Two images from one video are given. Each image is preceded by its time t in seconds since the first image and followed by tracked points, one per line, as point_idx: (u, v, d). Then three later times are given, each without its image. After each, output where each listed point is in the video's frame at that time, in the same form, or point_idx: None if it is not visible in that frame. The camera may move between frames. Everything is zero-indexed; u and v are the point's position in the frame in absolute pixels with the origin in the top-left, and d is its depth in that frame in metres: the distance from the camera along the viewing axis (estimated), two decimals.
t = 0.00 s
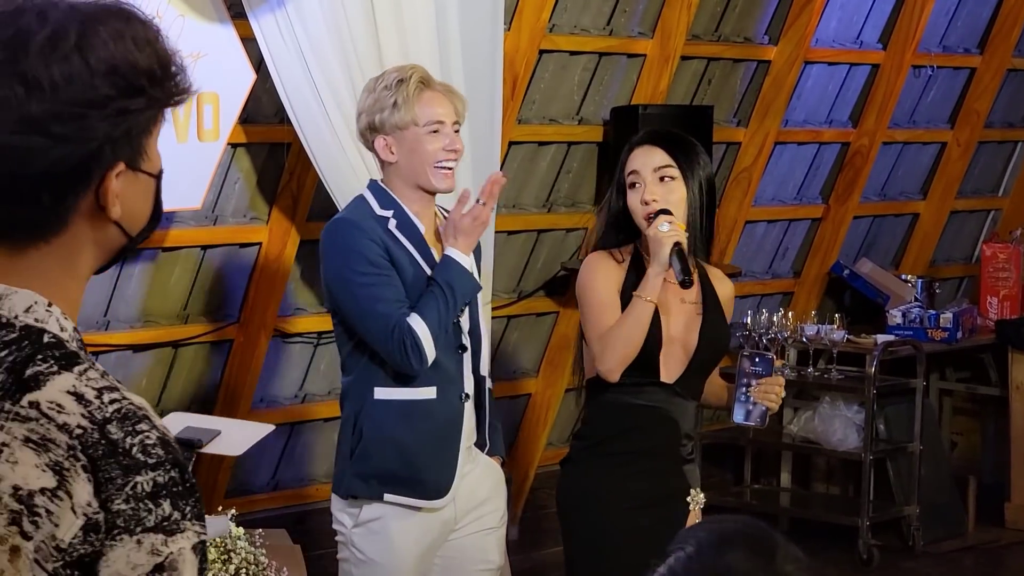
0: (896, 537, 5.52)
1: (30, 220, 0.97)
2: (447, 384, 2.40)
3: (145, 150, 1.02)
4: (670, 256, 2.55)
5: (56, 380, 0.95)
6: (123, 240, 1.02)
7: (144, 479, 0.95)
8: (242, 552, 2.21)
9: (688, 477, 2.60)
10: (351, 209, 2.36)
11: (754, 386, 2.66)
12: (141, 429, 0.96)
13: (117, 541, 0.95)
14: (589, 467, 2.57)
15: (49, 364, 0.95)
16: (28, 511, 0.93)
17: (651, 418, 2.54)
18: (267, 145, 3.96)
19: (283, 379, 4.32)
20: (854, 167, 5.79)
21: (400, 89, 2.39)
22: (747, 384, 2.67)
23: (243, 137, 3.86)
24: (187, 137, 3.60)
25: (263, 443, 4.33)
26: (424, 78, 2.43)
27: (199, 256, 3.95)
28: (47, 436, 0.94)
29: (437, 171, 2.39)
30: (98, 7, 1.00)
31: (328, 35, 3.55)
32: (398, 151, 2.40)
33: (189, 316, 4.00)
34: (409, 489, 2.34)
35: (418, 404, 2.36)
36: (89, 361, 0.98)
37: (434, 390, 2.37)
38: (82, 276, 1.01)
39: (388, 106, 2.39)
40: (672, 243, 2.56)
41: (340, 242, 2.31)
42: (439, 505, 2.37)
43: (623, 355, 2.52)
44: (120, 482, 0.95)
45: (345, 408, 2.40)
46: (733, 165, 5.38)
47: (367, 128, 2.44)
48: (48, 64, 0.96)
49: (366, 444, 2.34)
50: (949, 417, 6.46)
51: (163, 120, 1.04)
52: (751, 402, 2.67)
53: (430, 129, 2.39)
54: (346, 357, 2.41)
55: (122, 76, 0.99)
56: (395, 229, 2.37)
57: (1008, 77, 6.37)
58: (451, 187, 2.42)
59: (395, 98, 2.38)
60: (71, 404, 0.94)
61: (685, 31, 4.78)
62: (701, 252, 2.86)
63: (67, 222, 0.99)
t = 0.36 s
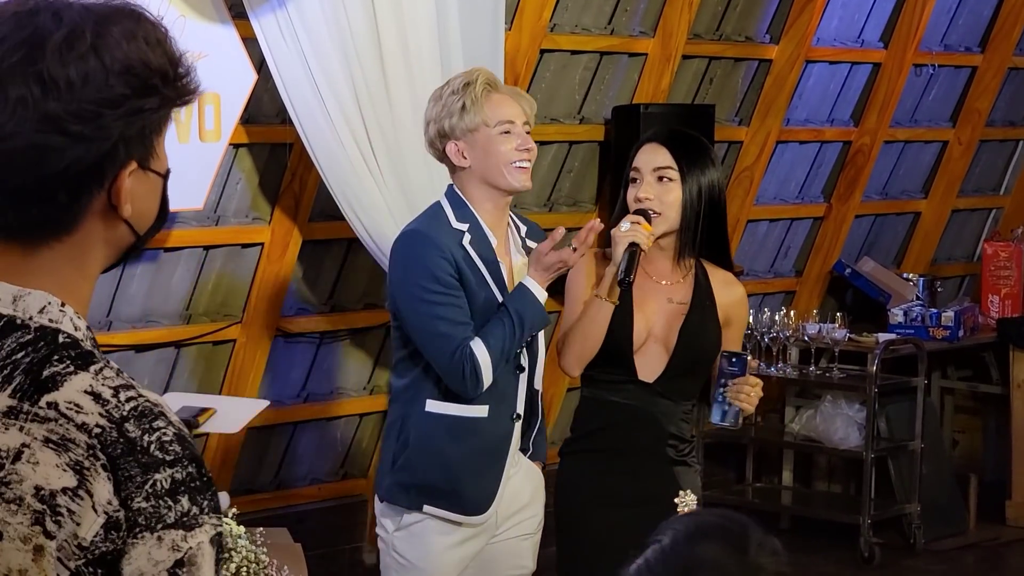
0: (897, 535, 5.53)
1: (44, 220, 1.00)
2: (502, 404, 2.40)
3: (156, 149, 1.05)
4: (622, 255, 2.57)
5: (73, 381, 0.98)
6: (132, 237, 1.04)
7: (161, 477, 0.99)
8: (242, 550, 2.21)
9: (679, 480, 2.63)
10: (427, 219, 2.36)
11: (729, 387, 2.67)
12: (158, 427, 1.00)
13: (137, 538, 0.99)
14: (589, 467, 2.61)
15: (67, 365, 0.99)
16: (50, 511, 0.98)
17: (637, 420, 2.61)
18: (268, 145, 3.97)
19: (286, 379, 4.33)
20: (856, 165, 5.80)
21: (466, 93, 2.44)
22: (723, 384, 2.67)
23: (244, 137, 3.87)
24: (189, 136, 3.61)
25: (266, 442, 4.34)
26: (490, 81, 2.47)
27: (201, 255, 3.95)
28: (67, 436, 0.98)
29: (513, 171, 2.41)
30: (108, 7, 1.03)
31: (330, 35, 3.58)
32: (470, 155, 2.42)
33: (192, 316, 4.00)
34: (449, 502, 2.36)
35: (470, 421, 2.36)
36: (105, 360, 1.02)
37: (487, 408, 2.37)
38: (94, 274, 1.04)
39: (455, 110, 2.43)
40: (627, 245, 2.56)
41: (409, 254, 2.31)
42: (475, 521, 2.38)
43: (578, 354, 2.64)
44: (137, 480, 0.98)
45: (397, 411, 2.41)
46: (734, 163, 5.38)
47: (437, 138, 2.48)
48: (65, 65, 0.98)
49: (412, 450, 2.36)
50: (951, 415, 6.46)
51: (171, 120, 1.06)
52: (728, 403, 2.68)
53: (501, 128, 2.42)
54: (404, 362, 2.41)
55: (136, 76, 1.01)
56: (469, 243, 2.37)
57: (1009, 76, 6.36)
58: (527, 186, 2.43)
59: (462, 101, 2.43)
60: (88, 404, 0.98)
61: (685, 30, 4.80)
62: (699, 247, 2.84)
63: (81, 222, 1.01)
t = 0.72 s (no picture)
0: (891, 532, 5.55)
1: (14, 209, 1.09)
2: (519, 418, 2.32)
3: (124, 143, 1.13)
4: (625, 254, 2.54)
5: (35, 369, 1.07)
6: (103, 228, 1.13)
7: (116, 465, 1.08)
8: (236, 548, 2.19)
9: (675, 475, 2.64)
10: (463, 232, 2.24)
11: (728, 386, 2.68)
12: (116, 415, 1.09)
13: (91, 525, 1.07)
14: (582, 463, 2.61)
15: (29, 354, 1.07)
16: (8, 497, 1.06)
17: (632, 415, 2.62)
18: (262, 144, 3.96)
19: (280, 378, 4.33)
20: (851, 163, 5.81)
21: (500, 105, 2.32)
22: (721, 383, 2.68)
23: (238, 136, 3.86)
24: (182, 135, 3.61)
25: (260, 441, 4.34)
26: (525, 91, 2.36)
27: (195, 254, 3.95)
28: (26, 423, 1.06)
29: (552, 182, 2.29)
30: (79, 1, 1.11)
31: (324, 31, 3.58)
32: (508, 170, 2.31)
33: (186, 314, 4.01)
34: (461, 512, 2.30)
35: (486, 435, 2.29)
36: (69, 349, 1.11)
37: (504, 422, 2.30)
38: (63, 262, 1.13)
39: (491, 124, 2.31)
40: (629, 241, 2.54)
41: (443, 269, 2.20)
42: (488, 532, 2.33)
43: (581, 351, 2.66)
44: (94, 468, 1.07)
45: (416, 412, 2.34)
46: (729, 161, 5.39)
47: (473, 153, 2.36)
48: (33, 56, 1.07)
49: (428, 455, 2.30)
50: (945, 413, 6.47)
51: (143, 111, 1.15)
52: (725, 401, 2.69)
53: (537, 140, 2.30)
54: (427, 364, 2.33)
55: (104, 68, 1.10)
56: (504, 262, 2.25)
57: (1001, 73, 6.37)
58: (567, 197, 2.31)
59: (497, 114, 2.31)
60: (49, 392, 1.07)
61: (679, 27, 4.80)
62: (698, 243, 2.84)
63: (48, 212, 1.10)
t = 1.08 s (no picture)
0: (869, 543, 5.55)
1: None
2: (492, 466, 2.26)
3: (71, 151, 1.29)
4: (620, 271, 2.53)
5: None
6: (52, 235, 1.29)
7: (62, 466, 1.24)
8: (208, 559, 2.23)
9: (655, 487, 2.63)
10: (482, 287, 2.15)
11: (712, 395, 2.69)
12: (63, 418, 1.25)
13: (36, 527, 1.23)
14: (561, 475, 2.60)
15: None
16: None
17: (616, 427, 2.61)
18: (239, 157, 3.96)
19: (257, 391, 4.32)
20: (827, 175, 5.82)
21: (545, 170, 2.26)
22: (704, 392, 2.69)
23: (214, 149, 3.86)
24: (157, 148, 3.60)
25: (234, 455, 4.33)
26: (573, 159, 2.29)
27: (171, 267, 3.94)
28: None
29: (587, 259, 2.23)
30: (28, 13, 1.27)
31: (298, 42, 3.58)
32: (544, 237, 2.25)
33: (162, 327, 3.99)
34: (410, 540, 2.26)
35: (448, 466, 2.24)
36: (18, 357, 1.27)
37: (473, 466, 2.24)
38: (14, 270, 1.28)
39: (534, 188, 2.25)
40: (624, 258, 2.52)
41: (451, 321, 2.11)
42: (439, 570, 2.28)
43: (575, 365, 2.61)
44: (40, 470, 1.23)
45: (386, 428, 2.28)
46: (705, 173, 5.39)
47: (511, 214, 2.30)
48: None
49: (392, 478, 2.25)
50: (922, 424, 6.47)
51: (88, 120, 1.30)
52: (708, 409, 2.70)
53: (578, 211, 2.24)
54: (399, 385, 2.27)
55: (47, 75, 1.25)
56: (516, 326, 2.16)
57: (977, 85, 6.38)
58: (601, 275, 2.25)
59: (541, 180, 2.25)
60: None
61: (654, 40, 4.81)
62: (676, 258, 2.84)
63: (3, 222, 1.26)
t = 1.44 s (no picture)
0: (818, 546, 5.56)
1: None
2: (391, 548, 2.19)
3: None
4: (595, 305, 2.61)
5: None
6: None
7: None
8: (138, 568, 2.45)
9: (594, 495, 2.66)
10: (449, 407, 2.07)
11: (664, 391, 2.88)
12: None
13: None
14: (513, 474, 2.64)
15: None
16: None
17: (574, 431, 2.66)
18: (181, 164, 3.91)
19: (202, 399, 4.30)
20: (774, 180, 5.82)
21: (545, 333, 2.04)
22: (655, 389, 2.88)
23: (156, 156, 3.82)
24: (97, 156, 3.59)
25: (180, 463, 4.31)
26: (576, 320, 2.07)
27: (114, 275, 3.92)
28: None
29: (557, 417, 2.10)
30: None
31: (240, 48, 3.57)
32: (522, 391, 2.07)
33: (105, 336, 3.98)
34: None
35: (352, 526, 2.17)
36: None
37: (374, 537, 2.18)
38: None
39: (526, 348, 2.04)
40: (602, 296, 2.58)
41: (408, 431, 2.04)
42: None
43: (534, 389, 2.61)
44: None
45: (309, 463, 2.21)
46: (653, 179, 5.40)
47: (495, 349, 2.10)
48: None
49: (299, 517, 2.19)
50: (872, 427, 6.51)
51: None
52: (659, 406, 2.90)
53: (563, 379, 2.06)
54: (337, 432, 2.18)
55: None
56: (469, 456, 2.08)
57: (924, 90, 6.40)
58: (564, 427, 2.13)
59: (538, 343, 2.04)
60: None
61: (601, 46, 4.79)
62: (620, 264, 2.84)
63: None
